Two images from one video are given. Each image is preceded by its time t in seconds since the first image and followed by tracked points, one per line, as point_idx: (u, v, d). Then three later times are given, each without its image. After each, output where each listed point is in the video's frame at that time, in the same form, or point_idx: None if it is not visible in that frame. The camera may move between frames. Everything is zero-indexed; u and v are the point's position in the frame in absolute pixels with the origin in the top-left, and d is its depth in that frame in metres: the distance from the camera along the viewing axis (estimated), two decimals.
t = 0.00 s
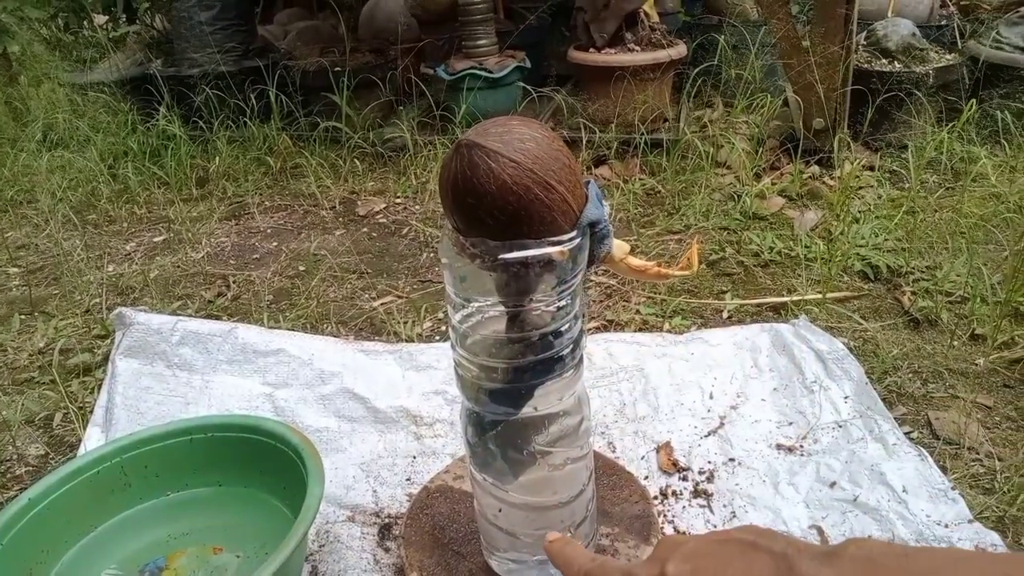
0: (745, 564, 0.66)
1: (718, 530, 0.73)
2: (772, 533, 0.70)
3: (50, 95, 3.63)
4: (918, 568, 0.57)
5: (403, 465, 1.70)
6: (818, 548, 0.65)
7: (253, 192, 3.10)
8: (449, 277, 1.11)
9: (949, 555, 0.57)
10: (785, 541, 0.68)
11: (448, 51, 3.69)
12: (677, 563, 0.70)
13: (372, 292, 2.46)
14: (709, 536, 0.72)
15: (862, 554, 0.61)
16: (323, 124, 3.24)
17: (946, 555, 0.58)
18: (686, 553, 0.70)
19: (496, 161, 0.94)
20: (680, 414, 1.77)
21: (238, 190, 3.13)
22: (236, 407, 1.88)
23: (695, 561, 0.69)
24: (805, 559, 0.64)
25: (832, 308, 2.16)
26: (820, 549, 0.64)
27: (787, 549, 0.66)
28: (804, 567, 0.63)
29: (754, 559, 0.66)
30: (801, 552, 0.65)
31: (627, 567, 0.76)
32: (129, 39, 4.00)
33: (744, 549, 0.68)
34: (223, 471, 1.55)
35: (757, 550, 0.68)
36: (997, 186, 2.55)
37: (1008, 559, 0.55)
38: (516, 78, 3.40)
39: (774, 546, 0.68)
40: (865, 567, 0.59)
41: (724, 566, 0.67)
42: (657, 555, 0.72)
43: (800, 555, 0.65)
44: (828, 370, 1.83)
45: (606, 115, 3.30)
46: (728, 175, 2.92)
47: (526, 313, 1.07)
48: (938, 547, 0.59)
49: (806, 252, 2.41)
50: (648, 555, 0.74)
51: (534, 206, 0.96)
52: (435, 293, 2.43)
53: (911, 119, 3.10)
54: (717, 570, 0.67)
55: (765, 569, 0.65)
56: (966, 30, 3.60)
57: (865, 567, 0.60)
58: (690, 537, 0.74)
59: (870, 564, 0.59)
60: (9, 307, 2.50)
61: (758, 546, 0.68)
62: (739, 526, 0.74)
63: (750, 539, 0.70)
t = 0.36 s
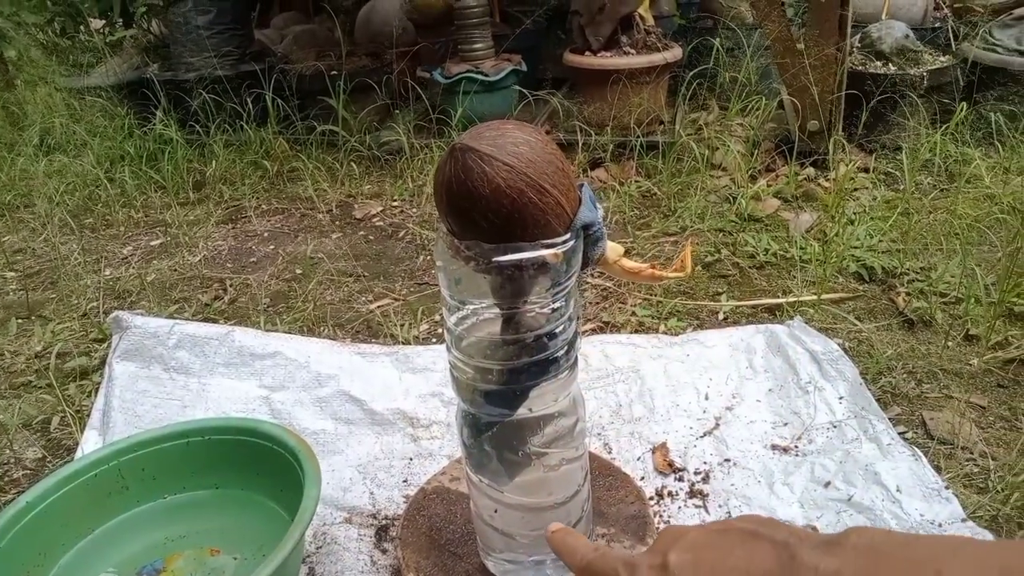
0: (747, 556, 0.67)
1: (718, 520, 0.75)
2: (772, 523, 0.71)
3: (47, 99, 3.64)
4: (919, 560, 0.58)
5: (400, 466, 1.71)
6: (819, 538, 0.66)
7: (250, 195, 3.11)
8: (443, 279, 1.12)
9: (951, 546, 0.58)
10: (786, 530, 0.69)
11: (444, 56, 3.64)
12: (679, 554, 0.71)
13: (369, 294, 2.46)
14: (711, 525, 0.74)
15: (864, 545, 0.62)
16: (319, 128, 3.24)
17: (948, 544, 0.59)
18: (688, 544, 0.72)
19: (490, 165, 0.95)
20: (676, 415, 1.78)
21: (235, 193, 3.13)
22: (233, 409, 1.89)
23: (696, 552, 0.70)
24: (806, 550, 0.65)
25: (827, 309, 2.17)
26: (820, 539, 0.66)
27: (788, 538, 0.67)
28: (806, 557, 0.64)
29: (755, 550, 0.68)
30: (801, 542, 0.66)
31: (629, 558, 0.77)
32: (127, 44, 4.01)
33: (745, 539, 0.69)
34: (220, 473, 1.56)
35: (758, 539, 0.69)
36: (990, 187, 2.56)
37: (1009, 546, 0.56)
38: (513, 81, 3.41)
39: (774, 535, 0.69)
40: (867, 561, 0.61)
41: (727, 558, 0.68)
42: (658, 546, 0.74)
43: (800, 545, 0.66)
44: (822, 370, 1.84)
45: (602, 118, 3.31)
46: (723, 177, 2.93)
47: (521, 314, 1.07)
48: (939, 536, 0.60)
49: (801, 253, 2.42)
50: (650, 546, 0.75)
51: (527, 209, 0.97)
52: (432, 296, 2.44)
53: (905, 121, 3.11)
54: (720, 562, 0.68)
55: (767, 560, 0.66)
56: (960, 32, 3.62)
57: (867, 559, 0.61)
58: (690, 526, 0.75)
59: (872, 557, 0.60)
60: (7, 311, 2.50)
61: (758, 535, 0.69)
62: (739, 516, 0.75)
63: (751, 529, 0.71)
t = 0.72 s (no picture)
0: (750, 550, 0.68)
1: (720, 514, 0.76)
2: (774, 517, 0.72)
3: (46, 98, 3.64)
4: (921, 557, 0.59)
5: (400, 465, 1.71)
6: (821, 533, 0.67)
7: (250, 194, 3.11)
8: (444, 277, 1.12)
9: (951, 542, 0.59)
10: (788, 525, 0.70)
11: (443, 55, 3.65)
12: (682, 547, 0.72)
13: (369, 294, 2.46)
14: (713, 520, 0.74)
15: (866, 539, 0.63)
16: (319, 127, 3.25)
17: (949, 541, 0.60)
18: (691, 537, 0.72)
19: (491, 164, 0.95)
20: (675, 414, 1.78)
21: (235, 193, 3.13)
22: (233, 408, 1.89)
23: (699, 546, 0.71)
24: (809, 544, 0.65)
25: (827, 309, 2.18)
26: (822, 534, 0.66)
27: (790, 532, 0.68)
28: (807, 552, 0.65)
29: (757, 544, 0.68)
30: (803, 536, 0.67)
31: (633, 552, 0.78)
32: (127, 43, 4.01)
33: (747, 534, 0.70)
34: (220, 472, 1.56)
35: (760, 534, 0.70)
36: (989, 187, 2.57)
37: (1008, 543, 0.57)
38: (512, 81, 3.41)
39: (777, 530, 0.69)
40: (868, 555, 0.61)
41: (729, 553, 0.69)
42: (662, 540, 0.74)
43: (802, 539, 0.67)
44: (821, 369, 1.84)
45: (601, 118, 3.31)
46: (723, 176, 2.93)
47: (521, 313, 1.08)
48: (939, 533, 0.61)
49: (800, 253, 2.43)
50: (653, 538, 0.76)
51: (528, 208, 0.97)
52: (431, 295, 2.44)
53: (905, 121, 3.11)
54: (722, 557, 0.69)
55: (769, 555, 0.66)
56: (959, 32, 3.62)
57: (869, 554, 0.61)
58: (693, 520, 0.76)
59: (874, 552, 0.61)
60: (7, 310, 2.50)
61: (760, 530, 0.70)
62: (740, 510, 0.76)
63: (752, 522, 0.72)
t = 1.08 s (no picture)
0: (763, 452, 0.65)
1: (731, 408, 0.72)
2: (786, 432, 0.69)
3: (41, 100, 3.64)
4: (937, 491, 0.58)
5: (396, 468, 1.71)
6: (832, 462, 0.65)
7: (245, 197, 3.11)
8: (440, 281, 1.13)
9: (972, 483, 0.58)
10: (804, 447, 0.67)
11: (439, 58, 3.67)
12: (694, 432, 0.68)
13: (364, 296, 2.46)
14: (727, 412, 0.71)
15: (881, 475, 0.61)
16: (315, 130, 3.25)
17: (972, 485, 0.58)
18: (704, 425, 0.68)
19: (487, 167, 0.96)
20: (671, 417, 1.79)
21: (230, 195, 3.13)
22: (229, 411, 1.89)
23: (713, 435, 0.67)
24: (821, 470, 0.63)
25: (822, 311, 2.19)
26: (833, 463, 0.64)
27: (802, 452, 0.66)
28: (821, 476, 0.62)
29: (769, 450, 0.65)
30: (814, 462, 0.65)
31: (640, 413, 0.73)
32: (121, 45, 4.01)
33: (761, 438, 0.67)
34: (216, 475, 1.56)
35: (774, 443, 0.67)
36: (982, 190, 2.58)
37: None
38: (507, 84, 3.42)
39: (790, 445, 0.67)
40: (884, 488, 0.60)
41: (742, 448, 0.65)
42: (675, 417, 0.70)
43: (814, 462, 0.64)
44: (816, 372, 1.85)
45: (596, 121, 3.34)
46: (718, 179, 2.94)
47: (518, 316, 1.08)
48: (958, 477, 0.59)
49: (795, 256, 2.44)
50: (662, 413, 0.71)
51: (523, 211, 0.97)
52: (427, 298, 2.45)
53: (898, 124, 3.13)
54: (735, 450, 0.65)
55: (781, 464, 0.64)
56: (952, 36, 3.65)
57: (885, 486, 0.60)
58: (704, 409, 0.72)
59: (892, 485, 0.59)
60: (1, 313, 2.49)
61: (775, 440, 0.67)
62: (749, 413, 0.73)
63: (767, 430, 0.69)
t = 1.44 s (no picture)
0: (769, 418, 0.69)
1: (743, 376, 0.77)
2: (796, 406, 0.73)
3: (42, 101, 3.64)
4: (936, 457, 0.60)
5: (397, 468, 1.71)
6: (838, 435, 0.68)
7: (246, 197, 3.11)
8: (442, 281, 1.13)
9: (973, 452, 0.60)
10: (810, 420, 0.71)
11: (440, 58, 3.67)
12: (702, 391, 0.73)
13: (365, 297, 2.47)
14: (737, 378, 0.75)
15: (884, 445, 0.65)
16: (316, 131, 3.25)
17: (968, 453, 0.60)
18: (713, 385, 0.73)
19: (489, 168, 0.96)
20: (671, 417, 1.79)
21: (231, 196, 3.13)
22: (230, 412, 1.89)
23: (721, 396, 0.72)
24: (825, 440, 0.67)
25: (822, 312, 2.19)
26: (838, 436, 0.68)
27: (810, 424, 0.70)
28: (825, 444, 0.66)
29: (775, 419, 0.70)
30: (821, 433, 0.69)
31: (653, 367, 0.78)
32: (123, 46, 4.01)
33: (771, 407, 0.71)
34: (217, 476, 1.56)
35: (782, 413, 0.71)
36: (983, 190, 2.59)
37: None
38: (508, 85, 3.42)
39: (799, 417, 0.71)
40: (884, 455, 0.63)
41: (747, 412, 0.70)
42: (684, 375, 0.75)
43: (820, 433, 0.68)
44: (816, 372, 1.85)
45: (596, 121, 3.35)
46: (718, 180, 2.94)
47: (519, 316, 1.08)
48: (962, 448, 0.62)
49: (795, 257, 2.44)
50: (672, 370, 0.77)
51: (526, 212, 0.98)
52: (428, 299, 2.45)
53: (898, 125, 3.14)
54: (742, 414, 0.70)
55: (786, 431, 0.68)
56: (952, 37, 3.65)
57: (886, 452, 0.63)
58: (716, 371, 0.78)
59: (893, 451, 0.63)
60: (2, 314, 2.50)
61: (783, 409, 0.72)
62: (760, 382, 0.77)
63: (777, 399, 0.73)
